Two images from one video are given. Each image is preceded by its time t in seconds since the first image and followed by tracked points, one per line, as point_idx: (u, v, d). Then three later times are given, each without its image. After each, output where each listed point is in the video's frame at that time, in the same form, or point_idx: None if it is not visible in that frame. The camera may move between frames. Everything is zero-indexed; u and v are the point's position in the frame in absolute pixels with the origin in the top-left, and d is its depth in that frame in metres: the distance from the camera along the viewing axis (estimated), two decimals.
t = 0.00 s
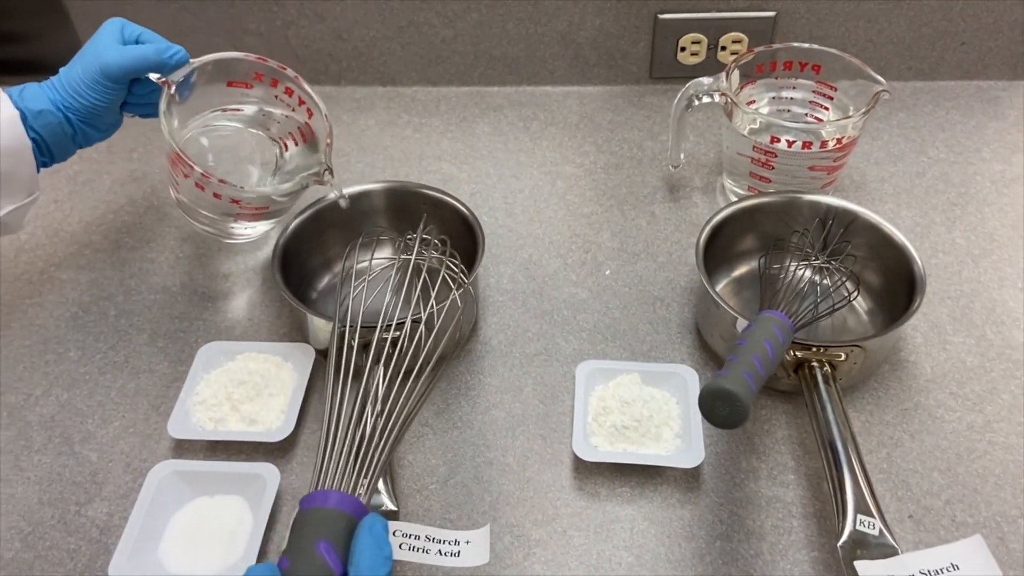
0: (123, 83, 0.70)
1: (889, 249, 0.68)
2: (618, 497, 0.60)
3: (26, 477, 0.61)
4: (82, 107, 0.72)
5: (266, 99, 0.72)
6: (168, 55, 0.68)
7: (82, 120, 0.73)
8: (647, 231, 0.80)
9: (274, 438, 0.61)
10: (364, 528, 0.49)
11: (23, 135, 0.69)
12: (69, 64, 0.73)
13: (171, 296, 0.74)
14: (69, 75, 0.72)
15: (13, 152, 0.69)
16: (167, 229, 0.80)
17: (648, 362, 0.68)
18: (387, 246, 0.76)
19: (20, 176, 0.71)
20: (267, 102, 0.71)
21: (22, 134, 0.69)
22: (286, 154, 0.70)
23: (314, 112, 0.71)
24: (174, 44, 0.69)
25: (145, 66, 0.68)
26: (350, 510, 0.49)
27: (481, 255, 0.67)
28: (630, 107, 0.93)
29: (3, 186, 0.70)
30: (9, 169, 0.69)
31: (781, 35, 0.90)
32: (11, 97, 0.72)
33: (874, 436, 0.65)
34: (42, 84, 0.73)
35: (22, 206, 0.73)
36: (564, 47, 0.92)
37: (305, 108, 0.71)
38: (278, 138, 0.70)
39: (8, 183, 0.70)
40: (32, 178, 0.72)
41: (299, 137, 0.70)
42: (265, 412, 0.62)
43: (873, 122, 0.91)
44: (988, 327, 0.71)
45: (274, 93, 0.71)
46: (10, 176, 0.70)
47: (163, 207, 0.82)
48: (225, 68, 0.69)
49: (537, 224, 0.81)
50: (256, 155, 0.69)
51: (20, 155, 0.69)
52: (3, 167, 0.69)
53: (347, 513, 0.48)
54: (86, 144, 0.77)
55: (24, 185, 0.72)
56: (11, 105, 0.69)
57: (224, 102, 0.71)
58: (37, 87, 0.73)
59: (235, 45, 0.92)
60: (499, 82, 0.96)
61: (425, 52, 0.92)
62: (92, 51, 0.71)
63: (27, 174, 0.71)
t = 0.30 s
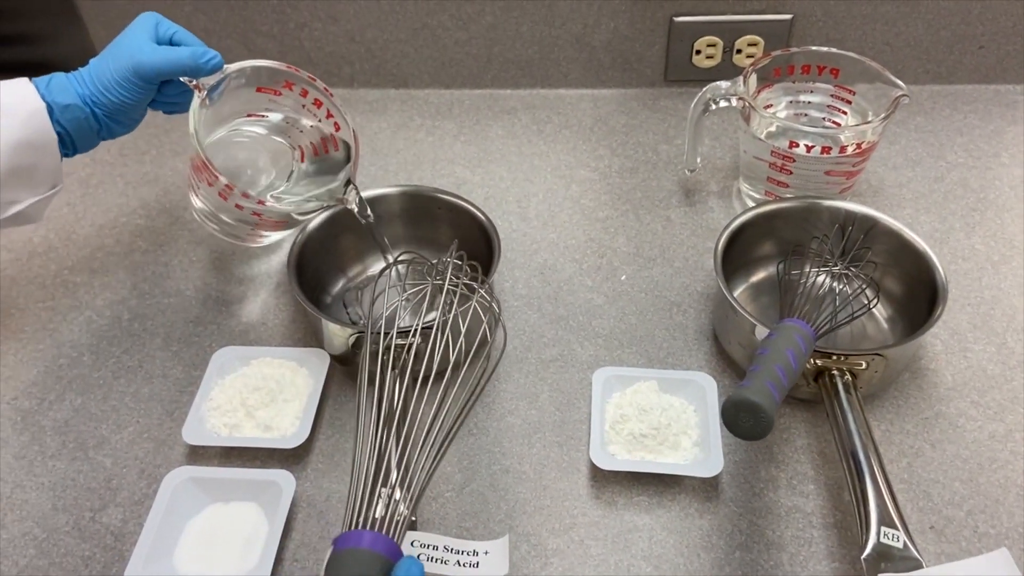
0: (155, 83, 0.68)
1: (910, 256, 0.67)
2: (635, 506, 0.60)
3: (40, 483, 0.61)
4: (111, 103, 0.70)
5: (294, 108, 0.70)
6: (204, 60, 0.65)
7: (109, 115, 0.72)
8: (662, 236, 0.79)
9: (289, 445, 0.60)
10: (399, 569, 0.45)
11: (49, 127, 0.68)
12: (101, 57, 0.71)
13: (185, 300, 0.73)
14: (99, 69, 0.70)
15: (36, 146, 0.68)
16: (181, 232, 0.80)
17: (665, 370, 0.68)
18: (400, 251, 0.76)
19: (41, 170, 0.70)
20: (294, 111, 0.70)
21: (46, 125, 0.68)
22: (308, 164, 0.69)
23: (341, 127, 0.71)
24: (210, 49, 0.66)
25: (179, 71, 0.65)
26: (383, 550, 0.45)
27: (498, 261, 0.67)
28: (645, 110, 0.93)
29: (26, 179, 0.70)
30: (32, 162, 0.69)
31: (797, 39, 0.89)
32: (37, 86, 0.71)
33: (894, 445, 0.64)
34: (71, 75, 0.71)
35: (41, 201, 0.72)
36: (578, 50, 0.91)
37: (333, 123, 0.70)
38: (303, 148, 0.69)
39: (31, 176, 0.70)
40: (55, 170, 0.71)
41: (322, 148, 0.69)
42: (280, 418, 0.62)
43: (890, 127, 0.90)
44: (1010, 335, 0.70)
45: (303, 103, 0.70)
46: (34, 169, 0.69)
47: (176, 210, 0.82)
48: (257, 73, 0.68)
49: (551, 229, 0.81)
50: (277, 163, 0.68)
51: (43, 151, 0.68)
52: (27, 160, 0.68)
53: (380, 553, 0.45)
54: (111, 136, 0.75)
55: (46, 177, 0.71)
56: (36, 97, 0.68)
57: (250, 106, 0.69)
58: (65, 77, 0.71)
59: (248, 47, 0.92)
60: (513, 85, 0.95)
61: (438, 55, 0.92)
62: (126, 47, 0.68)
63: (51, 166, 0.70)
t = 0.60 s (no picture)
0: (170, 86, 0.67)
1: (928, 265, 0.66)
2: (648, 519, 0.59)
3: (48, 492, 0.61)
4: (124, 102, 0.69)
5: (304, 114, 0.69)
6: (221, 67, 0.63)
7: (120, 114, 0.70)
8: (674, 242, 0.79)
9: (299, 455, 0.60)
10: None
11: (60, 124, 0.67)
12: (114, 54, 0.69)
13: (193, 307, 0.73)
14: (113, 67, 0.68)
15: (46, 143, 0.67)
16: (189, 238, 0.79)
17: (678, 379, 0.67)
18: (408, 256, 0.76)
19: (51, 168, 0.69)
20: (304, 118, 0.69)
21: (57, 122, 0.67)
22: (316, 174, 0.69)
23: (351, 139, 0.71)
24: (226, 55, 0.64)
25: (195, 77, 0.64)
26: None
27: (509, 268, 0.66)
28: (656, 115, 0.92)
29: (36, 176, 0.68)
30: (42, 160, 0.67)
31: (810, 44, 0.88)
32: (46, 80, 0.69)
33: (911, 457, 0.63)
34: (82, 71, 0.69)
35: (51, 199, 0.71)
36: (588, 54, 0.90)
37: (343, 133, 0.70)
38: (311, 157, 0.69)
39: (41, 173, 0.68)
40: (65, 167, 0.70)
41: (331, 159, 0.69)
42: (289, 428, 0.61)
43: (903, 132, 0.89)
44: None
45: (314, 110, 0.69)
46: (44, 166, 0.68)
47: (185, 216, 0.81)
48: (272, 79, 0.66)
49: (562, 235, 0.80)
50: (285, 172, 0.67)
51: (53, 148, 0.67)
52: (37, 157, 0.67)
53: None
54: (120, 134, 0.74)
55: (57, 175, 0.70)
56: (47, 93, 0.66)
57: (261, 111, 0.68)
58: (76, 73, 0.69)
59: (256, 52, 0.91)
60: (522, 89, 0.95)
61: (448, 59, 0.91)
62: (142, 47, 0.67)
63: (61, 163, 0.69)
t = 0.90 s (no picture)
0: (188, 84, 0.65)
1: (941, 271, 0.66)
2: (658, 527, 0.59)
3: (55, 499, 0.60)
4: (137, 98, 0.66)
5: (318, 117, 0.68)
6: (240, 69, 0.62)
7: (133, 109, 0.68)
8: (683, 247, 0.78)
9: (307, 462, 0.59)
10: None
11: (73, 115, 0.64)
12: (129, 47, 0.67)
13: (200, 312, 0.72)
14: (127, 61, 0.66)
15: (59, 135, 0.64)
16: (196, 242, 0.79)
17: (688, 386, 0.66)
18: (417, 261, 0.76)
19: (63, 160, 0.66)
20: (317, 121, 0.68)
21: (70, 115, 0.64)
22: (323, 178, 0.68)
23: (364, 145, 0.69)
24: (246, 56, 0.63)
25: (216, 77, 0.63)
26: None
27: (517, 274, 0.66)
28: (663, 119, 0.91)
29: (47, 169, 0.66)
30: (54, 152, 0.65)
31: (819, 47, 0.87)
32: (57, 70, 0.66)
33: (923, 464, 0.62)
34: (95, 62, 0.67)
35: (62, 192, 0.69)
36: (596, 58, 0.90)
37: (356, 139, 0.69)
38: (321, 160, 0.68)
39: (53, 165, 0.66)
40: (77, 159, 0.68)
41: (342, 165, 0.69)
42: (297, 434, 0.61)
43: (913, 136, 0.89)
44: None
45: (327, 114, 0.68)
46: (56, 158, 0.66)
47: (191, 220, 0.81)
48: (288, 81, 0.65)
49: (570, 240, 0.80)
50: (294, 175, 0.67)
51: (65, 140, 0.65)
52: (48, 149, 0.64)
53: None
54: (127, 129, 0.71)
55: (68, 167, 0.67)
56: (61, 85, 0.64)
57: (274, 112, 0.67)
58: (88, 63, 0.67)
59: (262, 55, 0.91)
60: (530, 93, 0.94)
61: (454, 62, 0.91)
62: (159, 43, 0.65)
63: (74, 156, 0.67)
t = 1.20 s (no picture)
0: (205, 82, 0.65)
1: (947, 273, 0.66)
2: (666, 528, 0.59)
3: (64, 500, 0.61)
4: (153, 92, 0.65)
5: (329, 117, 0.68)
6: (259, 70, 0.62)
7: (147, 101, 0.67)
8: (688, 248, 0.78)
9: (316, 463, 0.59)
10: None
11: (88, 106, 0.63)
12: (146, 40, 0.66)
13: (208, 314, 0.73)
14: (144, 55, 0.65)
15: (73, 124, 0.63)
16: (203, 244, 0.79)
17: (694, 387, 0.67)
18: (423, 262, 0.76)
19: (78, 150, 0.65)
20: (329, 121, 0.68)
21: (85, 105, 0.62)
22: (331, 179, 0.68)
23: (375, 147, 0.69)
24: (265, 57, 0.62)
25: (235, 77, 0.62)
26: None
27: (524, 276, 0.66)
28: (668, 120, 0.92)
29: (62, 160, 0.64)
30: (68, 142, 0.63)
31: (824, 48, 0.88)
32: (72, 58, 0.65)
33: (930, 465, 0.63)
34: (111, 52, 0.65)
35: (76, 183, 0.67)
36: (601, 60, 0.90)
37: (367, 140, 0.69)
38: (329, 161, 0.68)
39: (68, 156, 0.65)
40: (92, 150, 0.66)
41: (351, 166, 0.69)
42: (304, 435, 0.61)
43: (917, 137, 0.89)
44: None
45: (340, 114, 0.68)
46: (71, 149, 0.64)
47: (199, 222, 0.81)
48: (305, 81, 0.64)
49: (576, 242, 0.80)
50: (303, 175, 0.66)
51: (80, 129, 0.63)
52: (63, 140, 0.63)
53: None
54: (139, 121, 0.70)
55: (83, 157, 0.66)
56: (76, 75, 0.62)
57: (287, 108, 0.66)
58: (104, 54, 0.65)
59: (268, 57, 0.91)
60: (535, 95, 0.94)
61: (460, 64, 0.91)
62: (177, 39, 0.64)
63: (89, 147, 0.65)
